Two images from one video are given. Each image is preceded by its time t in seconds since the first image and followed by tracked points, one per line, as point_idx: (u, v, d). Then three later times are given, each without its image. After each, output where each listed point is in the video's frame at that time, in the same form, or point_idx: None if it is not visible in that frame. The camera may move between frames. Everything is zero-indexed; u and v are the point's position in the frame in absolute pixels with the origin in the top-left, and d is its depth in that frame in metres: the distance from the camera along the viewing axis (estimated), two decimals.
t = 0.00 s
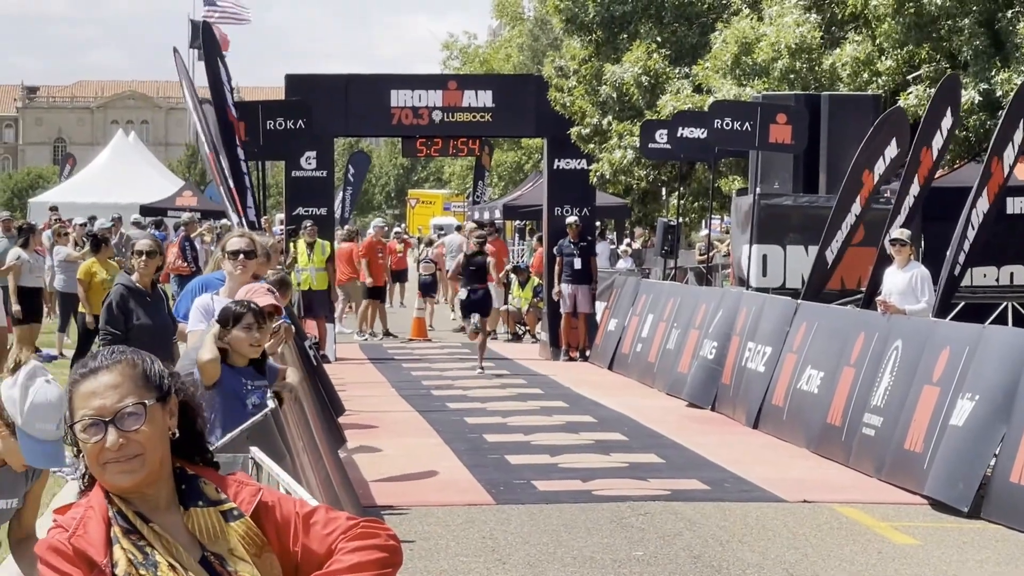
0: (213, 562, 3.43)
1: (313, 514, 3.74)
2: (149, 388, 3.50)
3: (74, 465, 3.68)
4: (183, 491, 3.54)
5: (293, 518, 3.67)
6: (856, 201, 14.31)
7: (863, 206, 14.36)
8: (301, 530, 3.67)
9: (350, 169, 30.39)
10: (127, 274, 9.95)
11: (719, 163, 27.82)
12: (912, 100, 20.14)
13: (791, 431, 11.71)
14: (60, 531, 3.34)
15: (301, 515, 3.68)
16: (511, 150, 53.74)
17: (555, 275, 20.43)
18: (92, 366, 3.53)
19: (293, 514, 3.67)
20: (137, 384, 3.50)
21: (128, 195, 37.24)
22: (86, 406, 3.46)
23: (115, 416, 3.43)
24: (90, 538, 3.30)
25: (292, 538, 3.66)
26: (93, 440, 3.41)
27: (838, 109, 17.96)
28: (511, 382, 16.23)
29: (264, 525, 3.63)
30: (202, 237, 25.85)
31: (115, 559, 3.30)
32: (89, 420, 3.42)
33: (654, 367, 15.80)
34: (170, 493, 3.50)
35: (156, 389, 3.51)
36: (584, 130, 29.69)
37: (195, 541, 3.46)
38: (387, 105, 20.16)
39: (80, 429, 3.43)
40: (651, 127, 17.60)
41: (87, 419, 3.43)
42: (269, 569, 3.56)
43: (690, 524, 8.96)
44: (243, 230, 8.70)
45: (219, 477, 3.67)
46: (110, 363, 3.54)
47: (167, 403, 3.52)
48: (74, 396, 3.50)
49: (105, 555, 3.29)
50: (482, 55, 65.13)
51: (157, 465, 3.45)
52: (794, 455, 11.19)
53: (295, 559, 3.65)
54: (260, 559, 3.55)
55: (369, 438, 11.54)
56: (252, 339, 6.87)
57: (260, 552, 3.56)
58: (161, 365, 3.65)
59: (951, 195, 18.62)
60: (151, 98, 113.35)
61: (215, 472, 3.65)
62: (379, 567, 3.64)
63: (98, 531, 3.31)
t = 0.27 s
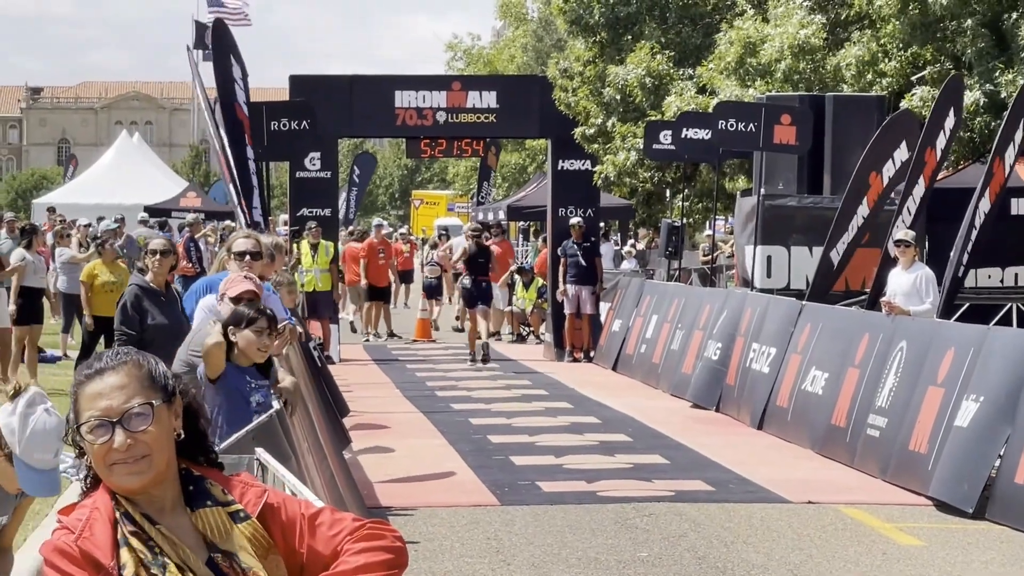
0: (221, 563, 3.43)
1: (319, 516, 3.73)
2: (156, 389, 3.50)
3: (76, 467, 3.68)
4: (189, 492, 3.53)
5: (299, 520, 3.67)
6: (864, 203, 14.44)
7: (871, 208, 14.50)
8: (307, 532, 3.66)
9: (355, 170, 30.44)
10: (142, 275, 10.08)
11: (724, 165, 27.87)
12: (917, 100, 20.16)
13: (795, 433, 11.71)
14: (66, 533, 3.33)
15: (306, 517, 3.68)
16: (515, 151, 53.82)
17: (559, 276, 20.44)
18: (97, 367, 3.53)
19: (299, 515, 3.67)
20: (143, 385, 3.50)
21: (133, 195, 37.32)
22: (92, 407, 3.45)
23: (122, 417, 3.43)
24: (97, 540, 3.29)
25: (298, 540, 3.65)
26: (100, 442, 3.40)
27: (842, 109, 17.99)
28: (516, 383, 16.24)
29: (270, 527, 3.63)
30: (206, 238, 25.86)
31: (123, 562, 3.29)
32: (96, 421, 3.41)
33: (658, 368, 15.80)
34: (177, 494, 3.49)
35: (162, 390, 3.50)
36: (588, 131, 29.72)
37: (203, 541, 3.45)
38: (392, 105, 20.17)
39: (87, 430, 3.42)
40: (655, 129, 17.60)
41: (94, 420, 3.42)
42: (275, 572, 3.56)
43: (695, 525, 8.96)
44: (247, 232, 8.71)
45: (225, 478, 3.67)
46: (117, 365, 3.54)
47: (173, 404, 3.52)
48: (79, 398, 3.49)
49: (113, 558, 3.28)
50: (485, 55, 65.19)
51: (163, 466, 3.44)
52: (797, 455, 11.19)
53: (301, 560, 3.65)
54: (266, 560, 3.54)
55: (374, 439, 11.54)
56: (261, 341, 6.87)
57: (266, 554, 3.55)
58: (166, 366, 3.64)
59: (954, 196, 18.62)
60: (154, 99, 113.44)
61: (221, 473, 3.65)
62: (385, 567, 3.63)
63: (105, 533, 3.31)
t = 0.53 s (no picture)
0: (229, 565, 3.43)
1: (326, 517, 3.73)
2: (166, 389, 3.50)
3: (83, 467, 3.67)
4: (197, 493, 3.53)
5: (305, 521, 3.67)
6: (874, 205, 14.62)
7: (883, 211, 14.71)
8: (315, 533, 3.66)
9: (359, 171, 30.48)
10: (154, 276, 10.21)
11: (728, 166, 27.91)
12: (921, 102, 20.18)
13: (799, 433, 11.71)
14: (74, 534, 3.33)
15: (313, 518, 3.68)
16: (519, 152, 53.85)
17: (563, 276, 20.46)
18: (107, 368, 3.52)
19: (306, 516, 3.67)
20: (155, 385, 3.50)
21: (138, 196, 37.38)
22: (103, 406, 3.45)
23: (132, 418, 3.43)
24: (105, 542, 3.29)
25: (305, 541, 3.65)
26: (109, 442, 3.40)
27: (847, 109, 18.00)
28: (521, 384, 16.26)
29: (277, 527, 3.62)
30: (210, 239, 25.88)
31: (130, 564, 3.29)
32: (106, 421, 3.41)
33: (662, 369, 15.80)
34: (185, 495, 3.49)
35: (172, 391, 3.50)
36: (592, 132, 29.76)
37: (210, 542, 3.45)
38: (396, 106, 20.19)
39: (97, 430, 3.41)
40: (660, 130, 17.75)
41: (104, 420, 3.42)
42: (282, 573, 3.56)
43: (699, 525, 8.96)
44: (252, 233, 8.71)
45: (232, 478, 3.67)
46: (128, 366, 3.53)
47: (183, 406, 3.52)
48: (90, 397, 3.49)
49: (121, 559, 3.28)
50: (489, 57, 65.22)
51: (173, 467, 3.44)
52: (801, 457, 11.19)
53: (307, 560, 3.64)
54: (273, 562, 3.54)
55: (379, 439, 11.54)
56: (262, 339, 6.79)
57: (273, 556, 3.55)
58: (176, 366, 3.64)
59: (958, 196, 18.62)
60: (158, 101, 113.51)
61: (229, 474, 3.65)
62: (392, 569, 3.62)
63: (113, 535, 3.31)
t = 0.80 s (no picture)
0: (233, 567, 3.42)
1: (332, 518, 3.71)
2: (174, 391, 3.50)
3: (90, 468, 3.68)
4: (202, 494, 3.52)
5: (310, 522, 3.65)
6: (874, 206, 14.66)
7: (883, 211, 14.73)
8: (320, 535, 3.64)
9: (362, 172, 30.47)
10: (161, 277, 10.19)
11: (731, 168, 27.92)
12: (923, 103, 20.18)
13: (802, 435, 11.70)
14: (79, 534, 3.33)
15: (318, 519, 3.66)
16: (523, 152, 53.86)
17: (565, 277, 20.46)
18: (116, 368, 3.53)
19: (312, 518, 3.65)
20: (163, 387, 3.50)
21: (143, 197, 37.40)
22: (110, 406, 3.46)
23: (140, 419, 3.43)
24: (110, 543, 3.29)
25: (310, 543, 3.63)
26: (116, 443, 3.40)
27: (850, 110, 18.00)
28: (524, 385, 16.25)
29: (282, 529, 3.60)
30: (213, 240, 25.89)
31: (134, 565, 3.28)
32: (113, 421, 3.42)
33: (665, 370, 15.80)
34: (190, 496, 3.49)
35: (181, 393, 3.50)
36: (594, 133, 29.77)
37: (214, 544, 3.44)
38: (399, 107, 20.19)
39: (104, 429, 3.42)
40: (662, 131, 17.73)
41: (111, 420, 3.43)
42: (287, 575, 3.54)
43: (702, 527, 8.95)
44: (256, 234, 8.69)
45: (238, 480, 3.66)
46: (139, 367, 3.54)
47: (192, 408, 3.52)
48: (98, 396, 3.49)
49: (125, 561, 3.28)
50: (492, 58, 65.23)
51: (179, 468, 3.44)
52: (804, 458, 11.18)
53: (312, 561, 3.63)
54: (278, 565, 3.52)
55: (382, 441, 11.53)
56: (269, 344, 7.03)
57: (278, 558, 3.53)
58: (184, 368, 3.65)
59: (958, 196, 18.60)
60: (160, 101, 113.52)
61: (234, 476, 3.64)
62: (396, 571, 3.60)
63: (117, 536, 3.31)
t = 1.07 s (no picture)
0: (235, 570, 3.43)
1: (336, 520, 3.70)
2: (181, 391, 3.50)
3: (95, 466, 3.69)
4: (206, 495, 3.53)
5: (313, 525, 3.63)
6: (876, 207, 14.62)
7: (885, 212, 14.72)
8: (323, 538, 3.63)
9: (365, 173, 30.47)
10: (165, 276, 10.18)
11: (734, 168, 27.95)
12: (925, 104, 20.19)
13: (805, 435, 11.71)
14: (83, 533, 3.34)
15: (321, 522, 3.64)
16: (526, 153, 53.87)
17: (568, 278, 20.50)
18: (123, 366, 3.53)
19: (315, 519, 3.64)
20: (169, 386, 3.50)
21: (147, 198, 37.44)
22: (117, 404, 3.45)
23: (145, 416, 3.43)
24: (114, 544, 3.30)
25: (313, 545, 3.62)
26: (121, 440, 3.40)
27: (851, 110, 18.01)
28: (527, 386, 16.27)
29: (285, 530, 3.59)
30: (216, 241, 25.90)
31: (138, 567, 3.30)
32: (119, 419, 3.41)
33: (667, 371, 15.81)
34: (194, 497, 3.49)
35: (187, 393, 3.50)
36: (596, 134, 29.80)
37: (218, 546, 3.45)
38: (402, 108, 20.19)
39: (109, 427, 3.42)
40: (663, 132, 17.54)
41: (116, 418, 3.42)
42: None
43: (704, 528, 8.96)
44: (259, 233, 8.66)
45: (241, 481, 3.65)
46: (145, 365, 3.54)
47: (197, 408, 3.52)
48: (105, 393, 3.49)
49: (128, 563, 3.29)
50: (495, 58, 65.25)
51: (183, 469, 3.44)
52: (806, 459, 11.19)
53: (314, 563, 3.62)
54: (281, 569, 3.51)
55: (385, 442, 11.55)
56: (286, 350, 7.17)
57: (281, 562, 3.52)
58: (190, 367, 3.65)
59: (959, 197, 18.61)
60: (163, 101, 113.58)
61: (238, 477, 3.63)
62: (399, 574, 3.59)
63: (121, 538, 3.32)
